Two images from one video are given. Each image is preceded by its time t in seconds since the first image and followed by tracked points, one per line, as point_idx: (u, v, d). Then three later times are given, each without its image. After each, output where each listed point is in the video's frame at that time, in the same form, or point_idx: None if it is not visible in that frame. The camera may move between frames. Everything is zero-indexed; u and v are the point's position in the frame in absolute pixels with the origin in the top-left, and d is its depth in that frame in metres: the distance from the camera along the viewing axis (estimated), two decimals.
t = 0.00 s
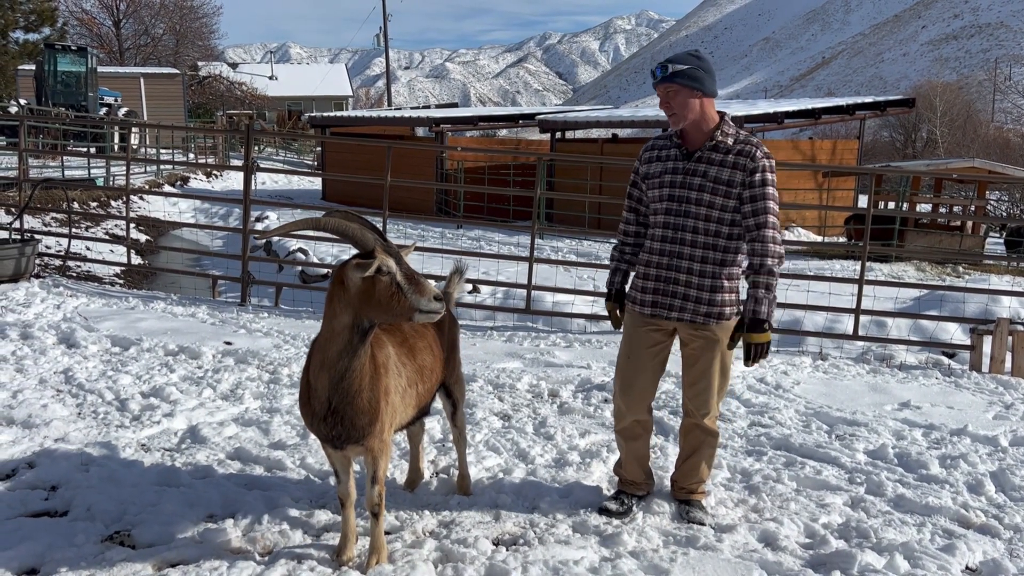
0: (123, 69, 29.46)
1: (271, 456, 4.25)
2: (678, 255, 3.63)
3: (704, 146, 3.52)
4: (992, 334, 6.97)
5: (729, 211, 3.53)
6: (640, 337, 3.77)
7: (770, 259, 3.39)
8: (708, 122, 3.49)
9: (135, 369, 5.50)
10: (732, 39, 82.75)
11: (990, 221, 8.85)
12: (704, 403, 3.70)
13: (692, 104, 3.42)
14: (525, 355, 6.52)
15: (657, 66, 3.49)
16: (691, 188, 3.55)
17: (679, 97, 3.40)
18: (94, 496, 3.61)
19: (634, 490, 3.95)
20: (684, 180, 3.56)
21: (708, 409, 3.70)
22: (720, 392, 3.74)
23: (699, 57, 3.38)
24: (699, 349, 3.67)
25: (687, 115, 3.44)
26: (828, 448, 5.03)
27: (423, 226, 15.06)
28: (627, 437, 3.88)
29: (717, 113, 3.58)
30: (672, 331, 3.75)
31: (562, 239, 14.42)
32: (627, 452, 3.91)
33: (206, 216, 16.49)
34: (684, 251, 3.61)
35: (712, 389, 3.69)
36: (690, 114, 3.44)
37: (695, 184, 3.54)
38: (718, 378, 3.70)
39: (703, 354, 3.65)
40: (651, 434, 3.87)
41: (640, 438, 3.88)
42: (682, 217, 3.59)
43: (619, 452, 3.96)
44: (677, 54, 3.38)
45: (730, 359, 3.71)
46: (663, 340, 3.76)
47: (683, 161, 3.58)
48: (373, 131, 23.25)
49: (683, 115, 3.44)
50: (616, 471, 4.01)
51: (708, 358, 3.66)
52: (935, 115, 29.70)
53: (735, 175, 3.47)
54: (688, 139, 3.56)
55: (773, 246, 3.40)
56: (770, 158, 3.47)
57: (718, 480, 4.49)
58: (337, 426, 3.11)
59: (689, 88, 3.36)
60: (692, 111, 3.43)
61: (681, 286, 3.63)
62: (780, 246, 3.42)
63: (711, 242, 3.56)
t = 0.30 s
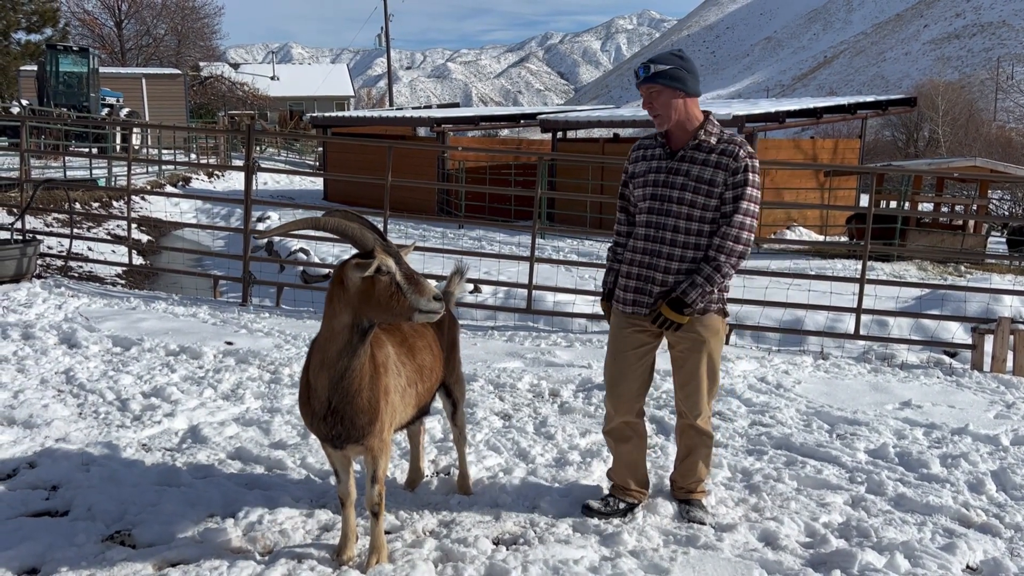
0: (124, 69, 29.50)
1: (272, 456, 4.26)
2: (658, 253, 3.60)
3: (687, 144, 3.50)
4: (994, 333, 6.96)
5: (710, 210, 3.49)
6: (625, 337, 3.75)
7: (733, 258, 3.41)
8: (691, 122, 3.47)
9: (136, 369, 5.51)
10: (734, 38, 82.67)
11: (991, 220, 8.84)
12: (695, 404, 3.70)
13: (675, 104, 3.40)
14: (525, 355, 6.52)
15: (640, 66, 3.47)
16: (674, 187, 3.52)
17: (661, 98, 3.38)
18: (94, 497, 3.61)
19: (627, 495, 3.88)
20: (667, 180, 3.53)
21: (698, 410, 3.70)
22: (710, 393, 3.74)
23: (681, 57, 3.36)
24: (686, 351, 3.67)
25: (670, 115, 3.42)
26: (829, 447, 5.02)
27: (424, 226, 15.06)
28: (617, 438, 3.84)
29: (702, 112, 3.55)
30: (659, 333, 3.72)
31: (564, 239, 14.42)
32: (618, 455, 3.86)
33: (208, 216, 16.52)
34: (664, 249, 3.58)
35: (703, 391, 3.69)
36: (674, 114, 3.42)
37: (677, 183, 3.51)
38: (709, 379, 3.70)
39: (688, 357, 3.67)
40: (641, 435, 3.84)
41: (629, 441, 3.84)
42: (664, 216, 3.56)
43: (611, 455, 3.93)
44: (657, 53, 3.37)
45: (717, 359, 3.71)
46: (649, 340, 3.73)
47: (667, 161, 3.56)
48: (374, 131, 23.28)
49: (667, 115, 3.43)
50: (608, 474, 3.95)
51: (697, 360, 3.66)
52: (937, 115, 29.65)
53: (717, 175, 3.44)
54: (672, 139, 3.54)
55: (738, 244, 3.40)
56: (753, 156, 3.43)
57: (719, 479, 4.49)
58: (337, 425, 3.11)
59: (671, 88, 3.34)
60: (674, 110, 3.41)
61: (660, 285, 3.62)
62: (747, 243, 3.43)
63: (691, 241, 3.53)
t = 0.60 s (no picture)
0: (127, 70, 29.57)
1: (274, 455, 4.26)
2: (636, 252, 3.58)
3: (661, 143, 3.50)
4: (996, 333, 6.95)
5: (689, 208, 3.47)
6: (606, 340, 3.71)
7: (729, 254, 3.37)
8: (664, 121, 3.48)
9: (139, 369, 5.53)
10: (736, 38, 82.59)
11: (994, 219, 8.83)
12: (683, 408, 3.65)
13: (648, 105, 3.41)
14: (527, 355, 6.52)
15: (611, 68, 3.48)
16: (650, 186, 3.50)
17: (634, 99, 3.39)
18: (97, 496, 3.62)
19: (627, 496, 3.87)
20: (643, 179, 3.52)
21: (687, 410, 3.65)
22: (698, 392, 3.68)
23: (653, 57, 3.37)
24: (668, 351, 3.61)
25: (643, 115, 3.42)
26: (831, 447, 5.02)
27: (427, 227, 15.08)
28: (610, 440, 3.81)
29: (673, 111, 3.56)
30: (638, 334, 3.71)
31: (566, 239, 14.43)
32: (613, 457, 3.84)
33: (211, 217, 16.57)
34: (642, 249, 3.56)
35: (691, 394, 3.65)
36: (646, 114, 3.43)
37: (653, 182, 3.49)
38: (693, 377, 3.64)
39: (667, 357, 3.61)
40: (634, 435, 3.80)
41: (623, 443, 3.81)
42: (641, 215, 3.55)
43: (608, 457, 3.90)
44: (627, 55, 3.38)
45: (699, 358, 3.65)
46: (629, 343, 3.71)
47: (642, 160, 3.55)
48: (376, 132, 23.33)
49: (639, 116, 3.43)
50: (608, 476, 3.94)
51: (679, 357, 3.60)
52: (940, 114, 29.60)
53: (693, 173, 3.43)
54: (644, 138, 3.55)
55: (725, 245, 3.37)
56: (728, 151, 3.44)
57: (721, 479, 4.49)
58: (339, 424, 3.11)
59: (643, 88, 3.35)
60: (647, 110, 3.42)
61: (640, 287, 3.58)
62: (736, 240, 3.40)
63: (669, 239, 3.51)
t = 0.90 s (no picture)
0: (132, 72, 29.65)
1: (278, 456, 4.28)
2: (614, 256, 3.49)
3: (638, 146, 3.40)
4: (1001, 333, 6.94)
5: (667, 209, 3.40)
6: (591, 342, 3.64)
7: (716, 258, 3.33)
8: (640, 123, 3.39)
9: (144, 369, 5.55)
10: (740, 38, 82.46)
11: (998, 219, 8.83)
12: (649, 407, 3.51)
13: (624, 108, 3.33)
14: (531, 355, 6.53)
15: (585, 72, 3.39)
16: (628, 188, 3.41)
17: (609, 103, 3.31)
18: (101, 496, 3.64)
19: (631, 496, 3.81)
20: (620, 181, 3.43)
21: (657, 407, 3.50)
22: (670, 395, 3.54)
23: (627, 60, 3.29)
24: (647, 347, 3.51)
25: (620, 119, 3.34)
26: (835, 447, 5.01)
27: (431, 228, 15.10)
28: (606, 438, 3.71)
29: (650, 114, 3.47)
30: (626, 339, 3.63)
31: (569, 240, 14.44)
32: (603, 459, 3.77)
33: (215, 218, 16.60)
34: (619, 251, 3.48)
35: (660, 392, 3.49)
36: (622, 119, 3.35)
37: (631, 184, 3.40)
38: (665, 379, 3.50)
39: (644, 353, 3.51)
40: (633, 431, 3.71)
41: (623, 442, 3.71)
42: (618, 218, 3.46)
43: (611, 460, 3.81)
44: (603, 57, 3.30)
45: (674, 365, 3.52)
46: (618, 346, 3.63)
47: (619, 162, 3.46)
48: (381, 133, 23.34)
49: (615, 120, 3.35)
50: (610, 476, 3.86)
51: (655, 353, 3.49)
52: (945, 114, 29.53)
53: (672, 174, 3.35)
54: (620, 141, 3.46)
55: (710, 248, 3.33)
56: (706, 152, 3.36)
57: (725, 480, 4.49)
58: (343, 425, 3.12)
59: (619, 92, 3.27)
60: (623, 114, 3.33)
61: (617, 289, 3.50)
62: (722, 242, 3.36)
63: (648, 242, 3.43)
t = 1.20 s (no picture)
0: (138, 73, 29.73)
1: (282, 456, 4.29)
2: (600, 260, 3.45)
3: (625, 149, 3.37)
4: (1006, 334, 6.93)
5: (653, 214, 3.34)
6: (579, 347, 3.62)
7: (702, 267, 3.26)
8: (628, 126, 3.35)
9: (148, 370, 5.57)
10: (745, 38, 82.36)
11: (1003, 219, 8.81)
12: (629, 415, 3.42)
13: (611, 110, 3.28)
14: (534, 356, 6.54)
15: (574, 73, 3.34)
16: (614, 192, 3.37)
17: (597, 105, 3.27)
18: (106, 496, 3.65)
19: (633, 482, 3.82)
20: (606, 185, 3.39)
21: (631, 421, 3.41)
22: (649, 406, 3.47)
23: (616, 61, 3.24)
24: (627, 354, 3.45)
25: (608, 121, 3.30)
26: (839, 448, 5.01)
27: (435, 229, 15.12)
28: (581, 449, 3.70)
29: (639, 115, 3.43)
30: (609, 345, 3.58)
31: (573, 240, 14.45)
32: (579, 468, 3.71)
33: (220, 219, 16.66)
34: (606, 255, 3.43)
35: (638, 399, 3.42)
36: (610, 121, 3.30)
37: (617, 189, 3.36)
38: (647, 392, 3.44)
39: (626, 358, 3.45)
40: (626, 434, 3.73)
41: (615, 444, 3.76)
42: (605, 221, 3.41)
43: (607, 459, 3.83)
44: (591, 57, 3.25)
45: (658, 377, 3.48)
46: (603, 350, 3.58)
47: (606, 166, 3.42)
48: (385, 133, 23.38)
49: (603, 122, 3.31)
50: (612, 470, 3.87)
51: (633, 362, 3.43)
52: (951, 114, 29.43)
53: (658, 179, 3.30)
54: (608, 143, 3.42)
55: (692, 256, 3.26)
56: (693, 157, 3.31)
57: (727, 480, 4.49)
58: (345, 425, 3.13)
59: (608, 95, 3.22)
60: (611, 116, 3.29)
61: (603, 294, 3.44)
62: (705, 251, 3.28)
63: (634, 248, 3.39)
